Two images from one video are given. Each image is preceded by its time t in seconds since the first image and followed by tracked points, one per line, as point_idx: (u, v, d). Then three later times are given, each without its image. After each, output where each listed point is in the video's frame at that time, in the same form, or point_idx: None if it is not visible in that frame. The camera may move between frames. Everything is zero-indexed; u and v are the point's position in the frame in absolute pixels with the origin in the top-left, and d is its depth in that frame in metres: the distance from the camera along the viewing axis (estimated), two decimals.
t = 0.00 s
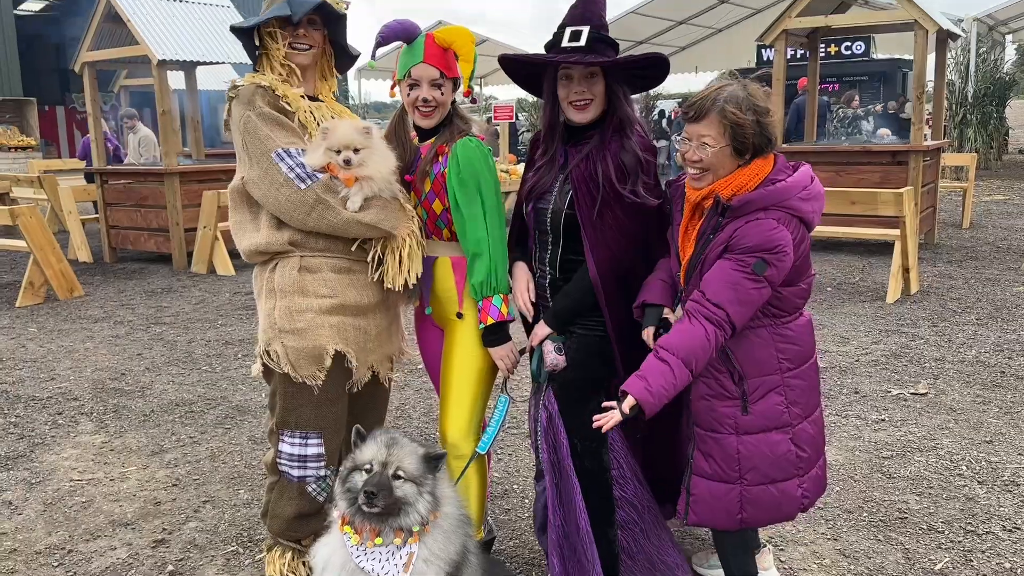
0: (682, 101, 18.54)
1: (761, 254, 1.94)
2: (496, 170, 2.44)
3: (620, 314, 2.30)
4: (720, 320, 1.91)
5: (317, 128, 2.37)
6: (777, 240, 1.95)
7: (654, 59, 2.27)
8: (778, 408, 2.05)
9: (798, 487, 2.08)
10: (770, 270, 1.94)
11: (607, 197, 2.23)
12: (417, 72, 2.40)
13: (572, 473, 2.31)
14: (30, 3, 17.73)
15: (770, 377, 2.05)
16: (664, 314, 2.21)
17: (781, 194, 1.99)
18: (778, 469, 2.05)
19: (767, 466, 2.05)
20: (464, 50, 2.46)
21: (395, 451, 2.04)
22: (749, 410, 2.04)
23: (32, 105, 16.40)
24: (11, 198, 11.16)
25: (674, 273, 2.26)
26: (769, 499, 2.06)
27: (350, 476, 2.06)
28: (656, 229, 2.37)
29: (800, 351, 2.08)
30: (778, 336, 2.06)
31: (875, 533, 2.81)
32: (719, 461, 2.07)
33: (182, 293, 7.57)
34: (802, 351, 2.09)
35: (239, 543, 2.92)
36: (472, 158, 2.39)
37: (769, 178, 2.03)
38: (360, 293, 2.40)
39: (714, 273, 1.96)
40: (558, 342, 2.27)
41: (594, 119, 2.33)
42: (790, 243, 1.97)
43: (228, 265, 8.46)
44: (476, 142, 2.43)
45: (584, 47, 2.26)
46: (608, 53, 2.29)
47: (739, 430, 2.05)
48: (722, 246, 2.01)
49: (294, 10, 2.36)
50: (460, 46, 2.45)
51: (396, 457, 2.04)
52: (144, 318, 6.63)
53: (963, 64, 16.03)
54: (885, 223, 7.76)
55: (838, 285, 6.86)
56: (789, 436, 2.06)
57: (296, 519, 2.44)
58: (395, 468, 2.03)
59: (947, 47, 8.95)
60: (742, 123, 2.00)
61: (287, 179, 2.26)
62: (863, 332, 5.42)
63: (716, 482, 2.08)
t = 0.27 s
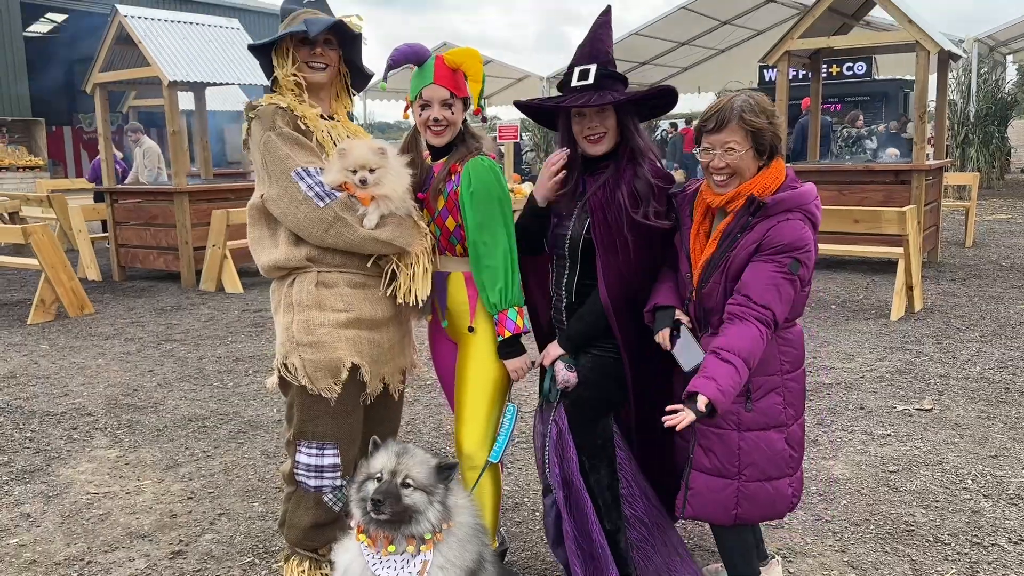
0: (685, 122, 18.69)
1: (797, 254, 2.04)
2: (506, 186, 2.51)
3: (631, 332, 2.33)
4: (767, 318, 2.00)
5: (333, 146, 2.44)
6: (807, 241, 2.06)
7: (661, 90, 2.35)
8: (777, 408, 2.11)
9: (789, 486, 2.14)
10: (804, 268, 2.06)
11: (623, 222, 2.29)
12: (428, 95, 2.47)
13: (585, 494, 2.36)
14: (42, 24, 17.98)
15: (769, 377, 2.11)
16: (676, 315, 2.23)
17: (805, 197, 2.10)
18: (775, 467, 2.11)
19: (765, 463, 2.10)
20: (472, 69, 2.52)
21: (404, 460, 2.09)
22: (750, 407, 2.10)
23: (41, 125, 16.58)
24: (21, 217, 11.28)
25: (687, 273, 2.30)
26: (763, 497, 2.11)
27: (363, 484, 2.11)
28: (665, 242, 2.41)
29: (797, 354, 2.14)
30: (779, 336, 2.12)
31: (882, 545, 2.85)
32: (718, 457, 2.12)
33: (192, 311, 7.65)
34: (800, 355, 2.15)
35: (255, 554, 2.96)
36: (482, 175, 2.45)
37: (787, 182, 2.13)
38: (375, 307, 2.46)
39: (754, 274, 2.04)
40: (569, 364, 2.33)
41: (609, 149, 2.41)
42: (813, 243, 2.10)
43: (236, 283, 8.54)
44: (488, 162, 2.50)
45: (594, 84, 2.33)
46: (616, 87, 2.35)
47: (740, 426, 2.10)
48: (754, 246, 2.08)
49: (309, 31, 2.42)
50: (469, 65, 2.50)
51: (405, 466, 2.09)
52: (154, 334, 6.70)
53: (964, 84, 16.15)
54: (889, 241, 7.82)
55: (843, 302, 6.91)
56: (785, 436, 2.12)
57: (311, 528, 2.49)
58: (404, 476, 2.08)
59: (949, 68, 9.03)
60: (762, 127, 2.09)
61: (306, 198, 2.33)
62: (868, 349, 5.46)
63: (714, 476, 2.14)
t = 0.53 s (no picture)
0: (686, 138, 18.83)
1: (797, 259, 2.12)
2: (516, 200, 2.58)
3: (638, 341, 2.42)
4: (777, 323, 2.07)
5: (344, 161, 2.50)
6: (805, 247, 2.15)
7: (669, 110, 2.44)
8: (779, 413, 2.18)
9: (797, 488, 2.21)
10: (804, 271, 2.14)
11: (629, 234, 2.38)
12: (439, 112, 2.55)
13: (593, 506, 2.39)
14: (49, 41, 18.16)
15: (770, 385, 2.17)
16: (676, 326, 2.31)
17: (799, 206, 2.19)
18: (780, 470, 2.17)
19: (771, 467, 2.16)
20: (482, 88, 2.57)
21: (417, 466, 2.15)
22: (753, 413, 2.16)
23: (47, 141, 16.71)
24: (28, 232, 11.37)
25: (684, 285, 2.37)
26: (771, 499, 2.17)
27: (377, 490, 2.17)
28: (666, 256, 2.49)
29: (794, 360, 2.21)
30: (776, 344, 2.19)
31: (884, 553, 2.90)
32: (725, 463, 2.18)
33: (199, 325, 7.72)
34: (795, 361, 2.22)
35: (267, 562, 3.01)
36: (492, 191, 2.52)
37: (779, 193, 2.22)
38: (385, 318, 2.53)
39: (760, 282, 2.11)
40: (581, 373, 2.39)
41: (618, 167, 2.51)
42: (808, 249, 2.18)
43: (242, 297, 8.62)
44: (499, 177, 2.57)
45: (603, 103, 2.42)
46: (625, 107, 2.45)
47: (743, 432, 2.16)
48: (756, 254, 2.15)
49: (321, 51, 2.47)
50: (480, 85, 2.56)
51: (417, 472, 2.15)
52: (162, 348, 6.77)
53: (963, 101, 16.27)
54: (889, 256, 7.88)
55: (844, 316, 6.96)
56: (787, 439, 2.19)
57: (323, 535, 2.54)
58: (417, 482, 2.14)
59: (947, 85, 9.12)
60: (761, 134, 2.20)
61: (319, 212, 2.40)
62: (869, 362, 5.52)
63: (723, 483, 2.18)
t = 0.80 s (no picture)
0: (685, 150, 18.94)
1: (767, 247, 2.13)
2: (519, 210, 2.62)
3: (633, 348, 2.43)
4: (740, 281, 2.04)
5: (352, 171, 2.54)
6: (783, 240, 2.15)
7: (668, 120, 2.49)
8: (766, 419, 2.19)
9: (784, 497, 2.22)
10: (778, 261, 2.12)
11: (624, 242, 2.40)
12: (444, 124, 2.60)
13: (587, 519, 2.42)
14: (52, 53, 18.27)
15: (759, 391, 2.20)
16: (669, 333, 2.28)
17: (784, 210, 2.21)
18: (765, 478, 2.19)
19: (756, 473, 2.19)
20: (485, 99, 2.65)
21: (426, 470, 2.19)
22: (741, 420, 2.18)
23: (49, 153, 16.78)
24: (31, 243, 11.42)
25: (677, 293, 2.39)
26: (756, 507, 2.20)
27: (387, 492, 2.20)
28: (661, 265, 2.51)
29: (783, 365, 2.24)
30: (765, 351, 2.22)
31: (884, 558, 2.93)
32: (711, 469, 2.20)
33: (203, 335, 7.75)
34: (785, 366, 2.24)
35: (273, 568, 3.03)
36: (495, 201, 2.57)
37: (770, 200, 2.23)
38: (391, 325, 2.56)
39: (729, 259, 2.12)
40: (580, 380, 2.45)
41: (617, 175, 2.53)
42: (791, 249, 2.18)
43: (245, 308, 8.66)
44: (502, 188, 2.62)
45: (605, 112, 2.46)
46: (627, 116, 2.48)
47: (732, 439, 2.18)
48: (731, 248, 2.18)
49: (328, 63, 2.53)
50: (484, 96, 2.62)
51: (427, 475, 2.18)
52: (165, 358, 6.80)
53: (962, 114, 16.37)
54: (888, 267, 7.93)
55: (844, 327, 7.00)
56: (775, 448, 2.21)
57: (328, 540, 2.55)
58: (426, 485, 2.16)
59: (945, 98, 9.19)
60: (751, 145, 2.22)
61: (327, 220, 2.44)
62: (869, 372, 5.55)
63: (709, 489, 2.22)
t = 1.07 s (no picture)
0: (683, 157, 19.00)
1: (740, 258, 2.13)
2: (520, 218, 2.65)
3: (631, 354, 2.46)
4: (701, 301, 2.07)
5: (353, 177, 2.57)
6: (759, 251, 2.14)
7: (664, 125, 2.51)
8: (763, 426, 2.19)
9: (785, 502, 2.21)
10: (750, 272, 2.11)
11: (613, 249, 2.42)
12: (445, 133, 2.63)
13: (583, 523, 2.44)
14: (50, 60, 18.30)
15: (756, 396, 2.20)
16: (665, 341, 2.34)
17: (765, 219, 2.20)
18: (764, 485, 2.18)
19: (754, 480, 2.18)
20: (486, 108, 2.69)
21: (426, 474, 2.20)
22: (738, 425, 2.18)
23: (48, 160, 16.80)
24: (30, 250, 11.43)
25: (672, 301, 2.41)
26: (757, 514, 2.18)
27: (388, 496, 2.22)
28: (654, 272, 2.52)
29: (780, 369, 2.24)
30: (760, 357, 2.22)
31: (881, 563, 2.95)
32: (709, 477, 2.20)
33: (202, 341, 7.77)
34: (782, 371, 2.24)
35: (272, 572, 3.05)
36: (497, 210, 2.60)
37: (755, 209, 2.24)
38: (393, 331, 2.59)
39: (701, 276, 2.14)
40: (577, 384, 2.47)
41: (611, 180, 2.55)
42: (773, 259, 2.16)
43: (244, 315, 8.68)
44: (502, 196, 2.64)
45: (601, 117, 2.49)
46: (623, 121, 2.51)
47: (728, 446, 2.18)
48: (710, 261, 2.19)
49: (331, 71, 2.56)
50: (484, 105, 2.66)
51: (428, 479, 2.20)
52: (164, 364, 6.81)
53: (958, 121, 16.44)
54: (885, 274, 7.96)
55: (841, 333, 7.03)
56: (774, 453, 2.20)
57: (330, 544, 2.56)
58: (427, 489, 2.18)
59: (941, 105, 9.24)
60: (739, 156, 2.22)
61: (329, 227, 2.46)
62: (866, 378, 5.57)
63: (710, 497, 2.21)
